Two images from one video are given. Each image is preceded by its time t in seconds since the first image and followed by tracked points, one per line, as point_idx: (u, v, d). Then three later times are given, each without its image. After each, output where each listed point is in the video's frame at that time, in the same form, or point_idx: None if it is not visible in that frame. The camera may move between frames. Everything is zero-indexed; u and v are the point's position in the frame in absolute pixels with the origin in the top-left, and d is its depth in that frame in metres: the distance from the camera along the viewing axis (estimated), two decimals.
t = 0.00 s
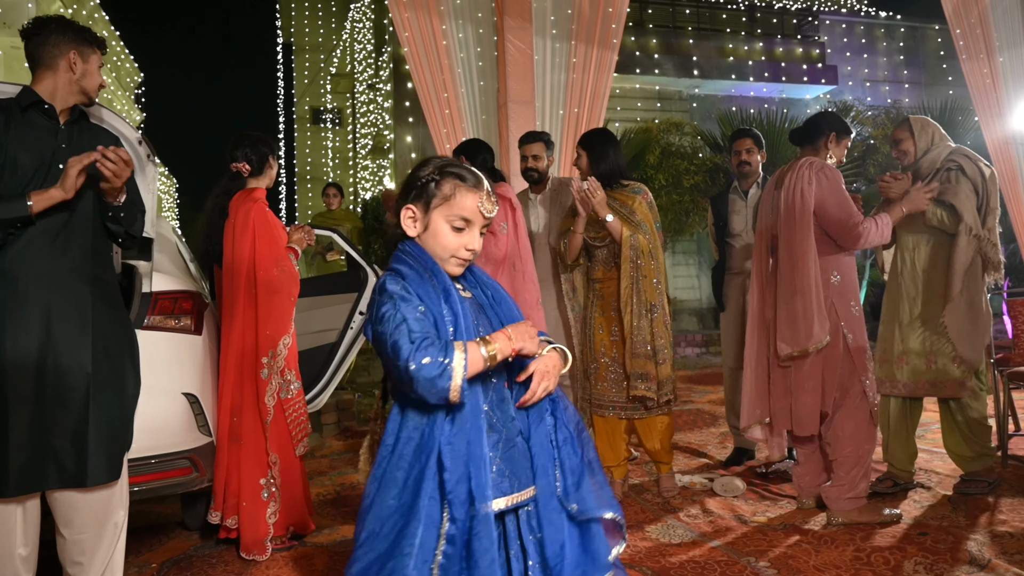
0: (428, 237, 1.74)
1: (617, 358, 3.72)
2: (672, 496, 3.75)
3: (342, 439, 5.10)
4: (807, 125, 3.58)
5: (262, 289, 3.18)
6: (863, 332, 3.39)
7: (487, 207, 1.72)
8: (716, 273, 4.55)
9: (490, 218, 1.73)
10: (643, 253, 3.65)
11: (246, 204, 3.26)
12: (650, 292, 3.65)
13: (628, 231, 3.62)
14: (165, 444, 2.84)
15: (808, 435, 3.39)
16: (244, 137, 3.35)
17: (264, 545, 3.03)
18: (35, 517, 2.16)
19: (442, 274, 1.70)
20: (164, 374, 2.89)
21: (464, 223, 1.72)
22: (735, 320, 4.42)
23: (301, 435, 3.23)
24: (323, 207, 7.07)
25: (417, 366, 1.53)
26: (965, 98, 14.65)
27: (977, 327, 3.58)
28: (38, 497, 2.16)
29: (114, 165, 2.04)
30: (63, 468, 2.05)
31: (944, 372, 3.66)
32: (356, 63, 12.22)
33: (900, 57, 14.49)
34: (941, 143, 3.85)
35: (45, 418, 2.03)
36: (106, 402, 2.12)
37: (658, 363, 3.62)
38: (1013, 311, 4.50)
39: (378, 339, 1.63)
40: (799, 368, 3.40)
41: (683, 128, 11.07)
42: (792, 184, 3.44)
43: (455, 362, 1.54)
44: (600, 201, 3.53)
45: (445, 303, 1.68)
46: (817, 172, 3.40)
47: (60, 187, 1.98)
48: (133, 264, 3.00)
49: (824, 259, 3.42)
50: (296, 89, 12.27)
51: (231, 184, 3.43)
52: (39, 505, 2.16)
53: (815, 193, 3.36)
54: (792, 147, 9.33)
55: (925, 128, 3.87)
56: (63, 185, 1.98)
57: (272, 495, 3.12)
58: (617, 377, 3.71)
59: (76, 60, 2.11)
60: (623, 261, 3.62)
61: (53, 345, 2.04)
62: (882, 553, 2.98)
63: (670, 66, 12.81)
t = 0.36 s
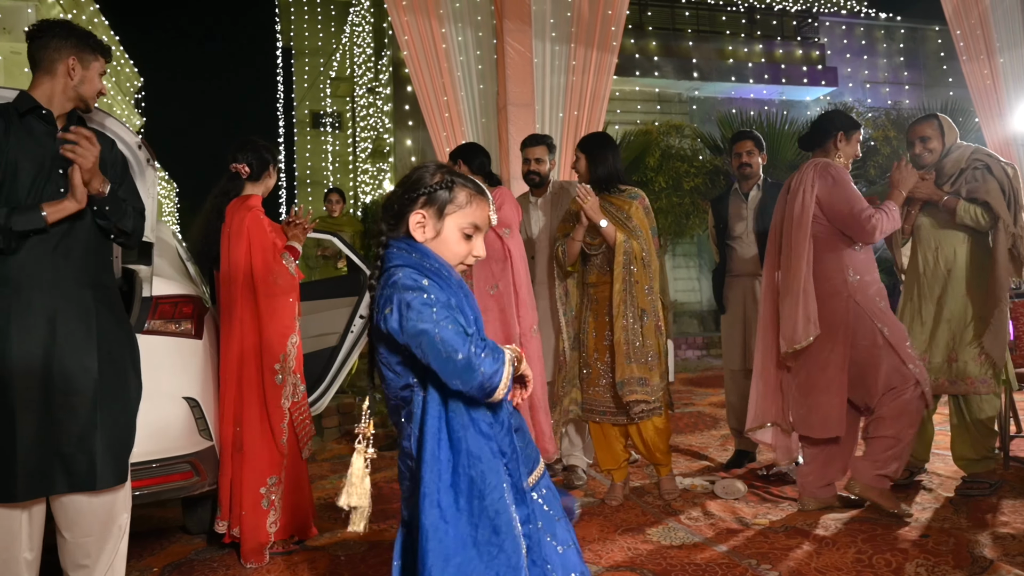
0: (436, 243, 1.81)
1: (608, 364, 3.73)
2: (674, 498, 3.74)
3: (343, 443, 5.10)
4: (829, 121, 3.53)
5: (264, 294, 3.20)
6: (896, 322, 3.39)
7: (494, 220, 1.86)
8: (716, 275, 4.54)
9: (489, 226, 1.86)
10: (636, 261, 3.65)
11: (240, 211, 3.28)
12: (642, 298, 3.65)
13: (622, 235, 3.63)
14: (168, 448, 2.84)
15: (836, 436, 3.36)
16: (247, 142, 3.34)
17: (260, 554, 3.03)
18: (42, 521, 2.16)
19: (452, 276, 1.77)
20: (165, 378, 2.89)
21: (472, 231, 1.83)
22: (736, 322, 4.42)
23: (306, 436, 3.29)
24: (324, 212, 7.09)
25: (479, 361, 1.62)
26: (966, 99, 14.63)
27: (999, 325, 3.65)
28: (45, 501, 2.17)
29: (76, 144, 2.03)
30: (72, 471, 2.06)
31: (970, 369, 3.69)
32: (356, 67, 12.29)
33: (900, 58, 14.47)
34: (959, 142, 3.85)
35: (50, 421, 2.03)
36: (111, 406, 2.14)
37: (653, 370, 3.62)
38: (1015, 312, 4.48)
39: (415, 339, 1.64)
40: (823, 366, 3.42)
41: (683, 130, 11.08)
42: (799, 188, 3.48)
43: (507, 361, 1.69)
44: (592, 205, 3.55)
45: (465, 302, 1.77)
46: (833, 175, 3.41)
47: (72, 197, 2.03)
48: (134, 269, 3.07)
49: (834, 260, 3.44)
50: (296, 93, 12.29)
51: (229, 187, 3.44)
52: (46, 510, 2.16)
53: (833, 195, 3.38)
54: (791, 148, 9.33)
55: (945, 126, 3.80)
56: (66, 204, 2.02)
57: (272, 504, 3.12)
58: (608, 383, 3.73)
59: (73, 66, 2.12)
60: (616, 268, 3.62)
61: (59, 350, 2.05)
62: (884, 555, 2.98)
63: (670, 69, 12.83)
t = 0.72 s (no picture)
0: (435, 253, 1.79)
1: (610, 362, 3.73)
2: (676, 499, 3.74)
3: (345, 444, 5.12)
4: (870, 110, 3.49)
5: (267, 296, 3.20)
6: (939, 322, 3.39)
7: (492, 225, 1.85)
8: (718, 275, 4.54)
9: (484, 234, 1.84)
10: (640, 255, 3.66)
11: (242, 212, 3.29)
12: (646, 297, 3.66)
13: (629, 231, 3.64)
14: (169, 449, 2.84)
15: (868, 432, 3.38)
16: (246, 143, 3.36)
17: (263, 552, 3.04)
18: (38, 522, 2.17)
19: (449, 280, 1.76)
20: (167, 379, 2.90)
21: (472, 236, 1.80)
22: (737, 321, 4.42)
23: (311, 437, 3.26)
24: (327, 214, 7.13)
25: (461, 363, 1.61)
26: (970, 98, 14.57)
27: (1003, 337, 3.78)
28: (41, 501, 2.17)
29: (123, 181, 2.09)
30: (60, 475, 2.06)
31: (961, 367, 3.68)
32: (356, 68, 12.27)
33: (902, 58, 14.42)
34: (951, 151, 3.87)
35: (42, 423, 2.04)
36: (102, 409, 2.13)
37: (650, 367, 3.62)
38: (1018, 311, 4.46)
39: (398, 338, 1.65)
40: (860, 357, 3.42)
41: (684, 131, 11.07)
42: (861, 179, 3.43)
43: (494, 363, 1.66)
44: (603, 199, 3.56)
45: (457, 306, 1.75)
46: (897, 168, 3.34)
47: (32, 185, 1.94)
48: (136, 270, 3.04)
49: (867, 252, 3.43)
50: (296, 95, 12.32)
51: (232, 189, 3.46)
52: (41, 511, 2.16)
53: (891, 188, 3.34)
54: (794, 148, 9.31)
55: (936, 132, 3.96)
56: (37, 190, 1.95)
57: (273, 503, 3.11)
58: (609, 381, 3.71)
59: (30, 58, 2.10)
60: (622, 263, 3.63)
61: (51, 352, 2.06)
62: (887, 555, 2.96)
63: (671, 69, 12.83)
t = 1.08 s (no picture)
0: (446, 233, 1.77)
1: (626, 358, 3.69)
2: (678, 498, 3.73)
3: (347, 443, 5.12)
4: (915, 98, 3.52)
5: (270, 291, 3.20)
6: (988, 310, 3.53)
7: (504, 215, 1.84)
8: (720, 275, 4.54)
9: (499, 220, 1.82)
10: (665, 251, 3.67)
11: (248, 209, 3.29)
12: (667, 291, 3.65)
13: (652, 229, 3.64)
14: (170, 449, 2.84)
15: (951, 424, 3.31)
16: (249, 142, 3.38)
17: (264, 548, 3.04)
18: (32, 521, 2.17)
19: (449, 270, 1.74)
20: (164, 377, 2.89)
21: (482, 221, 1.78)
22: (739, 320, 4.42)
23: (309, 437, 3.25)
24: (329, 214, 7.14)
25: (436, 362, 1.57)
26: (974, 97, 14.52)
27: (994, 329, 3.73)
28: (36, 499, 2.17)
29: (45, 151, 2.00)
30: (46, 473, 2.06)
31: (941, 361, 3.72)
32: (357, 68, 12.29)
33: (905, 56, 14.47)
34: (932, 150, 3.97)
35: (32, 420, 2.06)
36: (91, 408, 2.10)
37: (671, 361, 3.61)
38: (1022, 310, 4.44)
39: (384, 319, 1.63)
40: (913, 342, 3.37)
41: (686, 130, 11.07)
42: (948, 160, 3.36)
43: (470, 370, 1.61)
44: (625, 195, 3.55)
45: (449, 300, 1.72)
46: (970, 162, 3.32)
47: (49, 200, 2.03)
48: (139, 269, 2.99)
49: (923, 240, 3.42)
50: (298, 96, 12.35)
51: (236, 188, 3.46)
52: (34, 509, 2.16)
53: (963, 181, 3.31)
54: (797, 147, 9.28)
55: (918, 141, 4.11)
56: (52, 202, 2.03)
57: (274, 498, 3.13)
58: (626, 378, 3.67)
59: (31, 61, 2.10)
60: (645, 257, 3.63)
61: (42, 350, 2.07)
62: (890, 554, 2.94)
63: (672, 68, 12.82)
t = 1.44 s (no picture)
0: (440, 252, 1.76)
1: (647, 355, 3.71)
2: (680, 498, 3.73)
3: (349, 443, 5.13)
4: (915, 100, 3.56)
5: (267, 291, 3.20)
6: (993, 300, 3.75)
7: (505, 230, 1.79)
8: (722, 274, 4.53)
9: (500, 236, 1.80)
10: (688, 249, 3.74)
11: (249, 208, 3.30)
12: (695, 286, 3.75)
13: (674, 227, 3.69)
14: (172, 448, 2.85)
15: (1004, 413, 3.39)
16: (252, 141, 3.38)
17: (263, 549, 3.05)
18: (35, 521, 2.17)
19: (449, 294, 1.74)
20: (166, 376, 2.90)
21: (480, 241, 1.76)
22: (741, 319, 4.42)
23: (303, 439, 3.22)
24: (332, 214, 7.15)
25: (439, 398, 1.58)
26: (976, 96, 14.47)
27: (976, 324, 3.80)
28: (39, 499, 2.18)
29: (111, 141, 2.10)
30: (51, 473, 2.06)
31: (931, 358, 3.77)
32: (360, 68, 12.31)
33: (908, 55, 14.39)
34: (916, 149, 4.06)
35: (37, 419, 2.05)
36: (96, 406, 2.12)
37: (710, 355, 3.67)
38: None
39: (390, 352, 1.65)
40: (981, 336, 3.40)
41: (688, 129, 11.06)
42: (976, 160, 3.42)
43: (471, 400, 1.61)
44: (646, 196, 3.56)
45: (450, 323, 1.71)
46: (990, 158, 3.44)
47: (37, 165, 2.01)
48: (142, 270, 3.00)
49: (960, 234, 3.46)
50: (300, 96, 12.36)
51: (239, 187, 3.46)
52: (38, 508, 2.16)
53: (993, 174, 3.40)
54: (800, 146, 9.26)
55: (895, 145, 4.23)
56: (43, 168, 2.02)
57: (274, 499, 3.13)
58: (645, 374, 3.70)
59: (69, 66, 2.13)
60: (670, 256, 3.68)
61: (46, 350, 2.06)
62: (893, 553, 2.94)
63: (674, 67, 12.80)
